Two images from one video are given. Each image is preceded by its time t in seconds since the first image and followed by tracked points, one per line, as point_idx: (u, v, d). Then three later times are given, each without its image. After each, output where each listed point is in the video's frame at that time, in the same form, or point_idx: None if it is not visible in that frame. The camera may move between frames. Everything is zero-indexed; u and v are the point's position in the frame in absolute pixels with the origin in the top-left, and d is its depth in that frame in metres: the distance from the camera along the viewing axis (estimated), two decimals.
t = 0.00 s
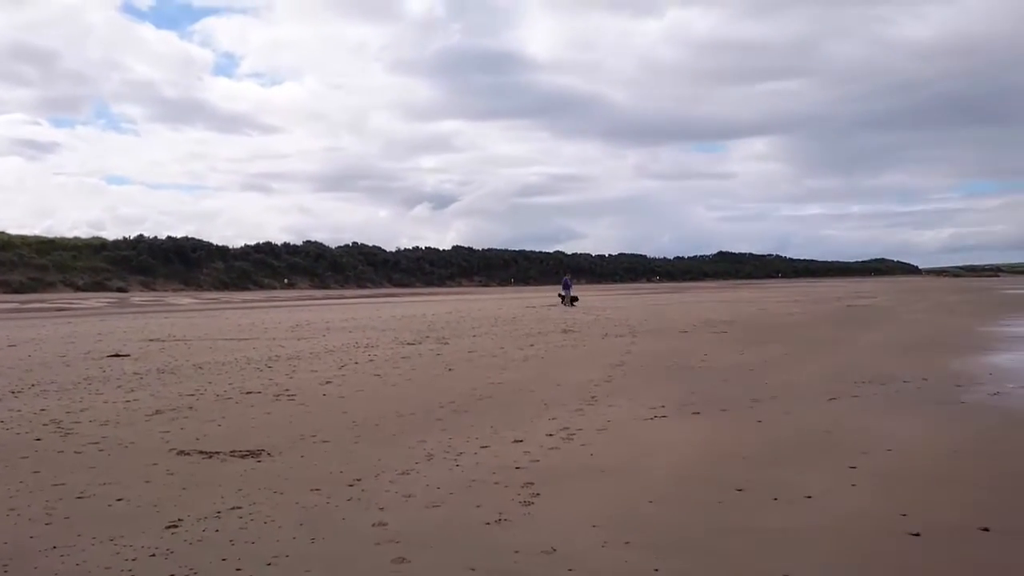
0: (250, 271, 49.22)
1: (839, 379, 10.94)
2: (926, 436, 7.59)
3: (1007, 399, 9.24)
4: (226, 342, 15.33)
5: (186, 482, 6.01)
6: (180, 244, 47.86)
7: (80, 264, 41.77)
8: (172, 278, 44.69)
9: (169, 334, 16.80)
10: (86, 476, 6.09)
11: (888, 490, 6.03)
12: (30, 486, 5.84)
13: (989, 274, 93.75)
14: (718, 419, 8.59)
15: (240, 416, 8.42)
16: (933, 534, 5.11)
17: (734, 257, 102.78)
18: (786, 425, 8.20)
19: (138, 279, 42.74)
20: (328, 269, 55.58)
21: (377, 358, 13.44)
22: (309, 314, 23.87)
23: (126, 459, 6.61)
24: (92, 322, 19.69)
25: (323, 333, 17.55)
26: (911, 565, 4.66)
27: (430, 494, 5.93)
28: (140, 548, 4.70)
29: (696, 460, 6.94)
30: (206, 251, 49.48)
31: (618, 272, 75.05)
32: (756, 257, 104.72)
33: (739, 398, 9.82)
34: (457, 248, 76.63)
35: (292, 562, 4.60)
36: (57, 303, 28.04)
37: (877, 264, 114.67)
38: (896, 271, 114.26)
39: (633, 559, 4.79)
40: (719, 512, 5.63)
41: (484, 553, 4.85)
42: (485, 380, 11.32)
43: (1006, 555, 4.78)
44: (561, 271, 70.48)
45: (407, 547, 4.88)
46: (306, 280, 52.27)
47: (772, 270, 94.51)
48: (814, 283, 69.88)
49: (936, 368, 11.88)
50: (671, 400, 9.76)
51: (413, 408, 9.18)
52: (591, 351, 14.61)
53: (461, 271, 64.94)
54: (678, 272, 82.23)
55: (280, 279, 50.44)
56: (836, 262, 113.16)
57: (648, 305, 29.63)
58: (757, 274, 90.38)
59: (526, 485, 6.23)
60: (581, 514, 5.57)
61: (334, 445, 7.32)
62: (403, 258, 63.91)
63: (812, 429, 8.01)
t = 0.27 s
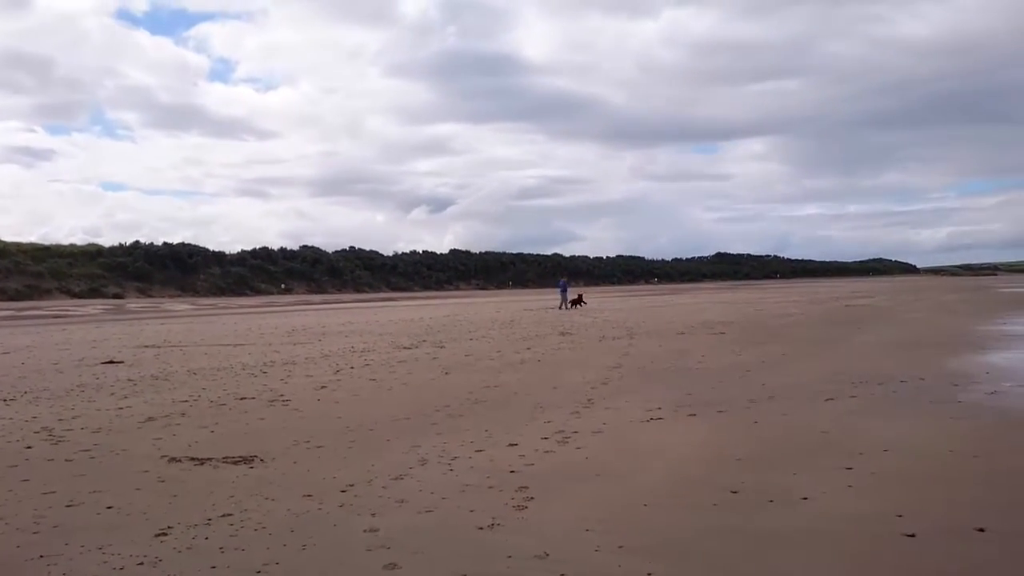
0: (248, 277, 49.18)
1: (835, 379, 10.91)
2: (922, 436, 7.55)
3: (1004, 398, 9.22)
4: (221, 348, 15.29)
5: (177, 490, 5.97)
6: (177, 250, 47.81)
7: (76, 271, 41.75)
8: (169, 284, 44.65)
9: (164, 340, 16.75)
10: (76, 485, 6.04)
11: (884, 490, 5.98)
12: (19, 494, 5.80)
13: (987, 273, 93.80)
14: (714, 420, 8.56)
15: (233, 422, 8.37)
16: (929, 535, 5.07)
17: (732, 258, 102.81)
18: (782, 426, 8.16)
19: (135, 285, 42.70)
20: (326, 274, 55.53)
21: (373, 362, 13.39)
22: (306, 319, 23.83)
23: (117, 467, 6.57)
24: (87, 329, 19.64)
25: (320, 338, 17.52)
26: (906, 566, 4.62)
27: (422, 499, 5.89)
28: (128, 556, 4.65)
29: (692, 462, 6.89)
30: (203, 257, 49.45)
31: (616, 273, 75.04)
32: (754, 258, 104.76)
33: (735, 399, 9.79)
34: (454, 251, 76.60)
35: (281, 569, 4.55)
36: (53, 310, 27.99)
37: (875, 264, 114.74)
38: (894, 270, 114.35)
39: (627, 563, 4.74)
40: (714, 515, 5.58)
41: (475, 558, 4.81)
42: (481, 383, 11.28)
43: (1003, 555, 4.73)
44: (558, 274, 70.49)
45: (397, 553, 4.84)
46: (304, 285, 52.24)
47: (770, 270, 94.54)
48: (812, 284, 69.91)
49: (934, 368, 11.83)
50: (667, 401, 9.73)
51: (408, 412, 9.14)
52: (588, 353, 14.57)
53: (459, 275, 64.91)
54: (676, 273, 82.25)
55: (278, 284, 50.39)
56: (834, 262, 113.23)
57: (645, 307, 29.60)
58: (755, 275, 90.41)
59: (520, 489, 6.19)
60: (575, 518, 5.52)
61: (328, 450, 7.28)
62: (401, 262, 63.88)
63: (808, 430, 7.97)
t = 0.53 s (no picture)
0: (250, 280, 49.25)
1: (837, 379, 10.89)
2: (925, 435, 7.53)
3: (1007, 395, 9.19)
4: (223, 351, 15.29)
5: (178, 494, 5.97)
6: (179, 254, 47.86)
7: (78, 275, 41.83)
8: (171, 287, 44.72)
9: (166, 344, 16.75)
10: (77, 489, 6.04)
11: (886, 490, 5.96)
12: (19, 500, 5.79)
13: (989, 270, 93.65)
14: (715, 420, 8.55)
15: (234, 426, 8.36)
16: (932, 534, 5.05)
17: (734, 258, 102.72)
18: (784, 426, 8.15)
19: (137, 289, 42.77)
20: (327, 276, 55.55)
21: (375, 365, 13.39)
22: (308, 321, 23.84)
23: (117, 472, 6.56)
24: (89, 333, 19.66)
25: (321, 340, 17.53)
26: (909, 565, 4.60)
27: (423, 501, 5.88)
28: (128, 561, 4.64)
29: (695, 463, 6.87)
30: (205, 260, 49.52)
31: (617, 274, 75.01)
32: (756, 258, 104.66)
33: (737, 399, 9.77)
34: (456, 253, 76.61)
35: (281, 573, 4.54)
36: (56, 314, 28.06)
37: (878, 263, 114.61)
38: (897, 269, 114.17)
39: (628, 565, 4.73)
40: (717, 516, 5.56)
41: (476, 561, 4.79)
42: (482, 385, 11.27)
43: (1006, 553, 4.71)
44: (560, 274, 70.48)
45: (398, 556, 4.83)
46: (305, 287, 52.27)
47: (773, 270, 94.45)
48: (815, 283, 69.80)
49: (937, 365, 11.80)
50: (668, 402, 9.71)
51: (409, 415, 9.13)
52: (589, 354, 14.56)
53: (460, 276, 64.92)
54: (678, 273, 82.20)
55: (280, 287, 50.44)
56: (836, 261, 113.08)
57: (647, 308, 29.58)
58: (757, 275, 90.34)
59: (521, 491, 6.18)
60: (576, 520, 5.51)
61: (328, 453, 7.27)
62: (403, 263, 63.95)
63: (809, 429, 7.96)
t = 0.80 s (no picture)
0: (252, 282, 49.31)
1: (840, 377, 10.88)
2: (928, 433, 7.51)
3: (1011, 392, 9.16)
4: (226, 354, 15.31)
5: (181, 497, 5.97)
6: (182, 256, 47.93)
7: (81, 278, 41.91)
8: (174, 289, 44.80)
9: (169, 347, 16.78)
10: (80, 494, 6.04)
11: (889, 488, 5.95)
12: (23, 505, 5.79)
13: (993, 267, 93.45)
14: (717, 420, 8.54)
15: (237, 428, 8.37)
16: (936, 533, 5.03)
17: (737, 256, 102.64)
18: (787, 425, 8.13)
19: (140, 291, 42.85)
20: (330, 277, 55.60)
21: (377, 366, 13.39)
22: (310, 323, 23.84)
23: (120, 475, 6.56)
24: (92, 336, 19.70)
25: (324, 342, 17.55)
26: (913, 564, 4.59)
27: (426, 503, 5.88)
28: (131, 566, 4.64)
29: (698, 464, 6.85)
30: (208, 262, 49.60)
31: (620, 273, 74.97)
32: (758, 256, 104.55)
33: (740, 398, 9.76)
34: (458, 253, 76.62)
35: None
36: (59, 317, 28.13)
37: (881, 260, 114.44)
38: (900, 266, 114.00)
39: (631, 566, 4.72)
40: (720, 516, 5.55)
41: (478, 563, 4.78)
42: (484, 386, 11.26)
43: (1010, 552, 4.70)
44: (562, 274, 70.46)
45: (401, 559, 4.82)
46: (308, 288, 52.33)
47: (775, 267, 94.36)
48: (818, 281, 69.70)
49: (940, 363, 11.77)
50: (670, 401, 9.70)
51: (412, 416, 9.12)
52: (592, 354, 14.56)
53: (463, 276, 64.94)
54: (680, 272, 82.14)
55: (282, 288, 50.50)
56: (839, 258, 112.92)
57: (649, 307, 29.57)
58: (760, 273, 90.24)
59: (523, 492, 6.17)
60: (579, 521, 5.51)
61: (331, 455, 7.27)
62: (405, 264, 63.99)
63: (812, 428, 7.94)
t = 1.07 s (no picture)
0: (247, 279, 49.23)
1: (835, 372, 10.92)
2: (922, 428, 7.54)
3: (1005, 387, 9.20)
4: (221, 351, 15.30)
5: (176, 494, 5.97)
6: (176, 253, 47.82)
7: (75, 275, 41.80)
8: (168, 287, 44.72)
9: (164, 344, 16.75)
10: (75, 491, 6.03)
11: (884, 483, 5.97)
12: (18, 502, 5.78)
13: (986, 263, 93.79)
14: (713, 415, 8.56)
15: (232, 425, 8.36)
16: (930, 527, 5.06)
17: (731, 252, 102.80)
18: (783, 420, 8.15)
19: (134, 289, 42.76)
20: (325, 275, 55.53)
21: (373, 363, 13.39)
22: (305, 320, 23.83)
23: (115, 473, 6.55)
24: (87, 333, 19.65)
25: (320, 339, 17.53)
26: (907, 558, 4.61)
27: (421, 499, 5.88)
28: (127, 562, 4.64)
29: (693, 459, 6.87)
30: (202, 260, 49.51)
31: (615, 270, 75.04)
32: (753, 251, 104.74)
33: (735, 393, 9.79)
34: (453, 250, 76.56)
35: (281, 572, 4.55)
36: (53, 315, 28.07)
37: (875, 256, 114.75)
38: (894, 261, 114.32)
39: (626, 561, 4.74)
40: (715, 511, 5.56)
41: (474, 558, 4.79)
42: (480, 382, 11.27)
43: (1004, 545, 4.73)
44: (557, 271, 70.49)
45: (397, 555, 4.83)
46: (303, 285, 52.27)
47: (770, 263, 94.54)
48: (813, 276, 69.84)
49: (935, 357, 11.81)
50: (666, 397, 9.72)
51: (407, 413, 9.12)
52: (587, 350, 14.58)
53: (458, 273, 64.93)
54: (675, 268, 82.26)
55: (277, 286, 50.43)
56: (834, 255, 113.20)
57: (644, 303, 29.61)
58: (754, 269, 90.43)
59: (520, 488, 6.18)
60: (574, 516, 5.52)
61: (327, 452, 7.27)
62: (400, 261, 63.96)
63: (807, 423, 7.97)
